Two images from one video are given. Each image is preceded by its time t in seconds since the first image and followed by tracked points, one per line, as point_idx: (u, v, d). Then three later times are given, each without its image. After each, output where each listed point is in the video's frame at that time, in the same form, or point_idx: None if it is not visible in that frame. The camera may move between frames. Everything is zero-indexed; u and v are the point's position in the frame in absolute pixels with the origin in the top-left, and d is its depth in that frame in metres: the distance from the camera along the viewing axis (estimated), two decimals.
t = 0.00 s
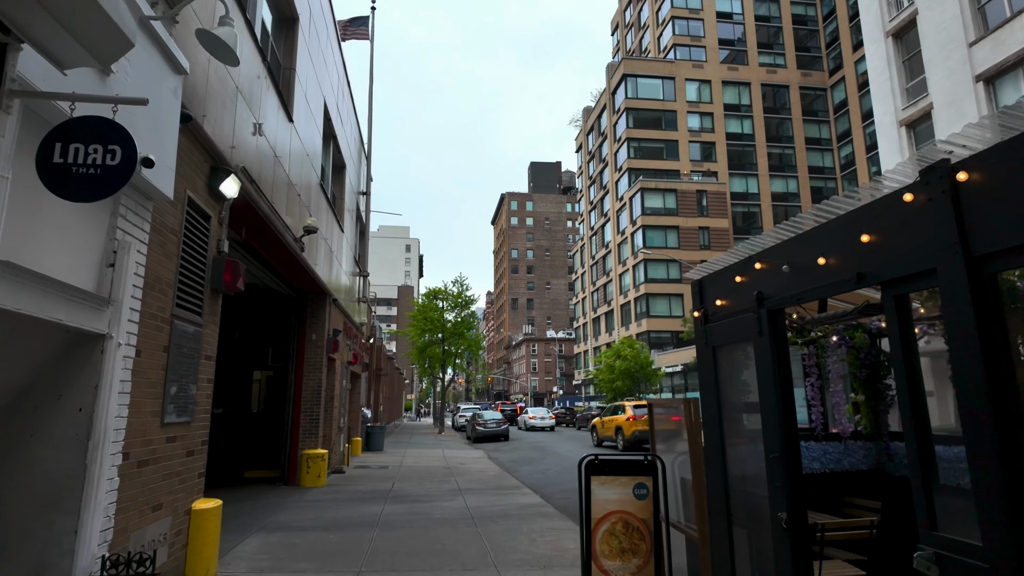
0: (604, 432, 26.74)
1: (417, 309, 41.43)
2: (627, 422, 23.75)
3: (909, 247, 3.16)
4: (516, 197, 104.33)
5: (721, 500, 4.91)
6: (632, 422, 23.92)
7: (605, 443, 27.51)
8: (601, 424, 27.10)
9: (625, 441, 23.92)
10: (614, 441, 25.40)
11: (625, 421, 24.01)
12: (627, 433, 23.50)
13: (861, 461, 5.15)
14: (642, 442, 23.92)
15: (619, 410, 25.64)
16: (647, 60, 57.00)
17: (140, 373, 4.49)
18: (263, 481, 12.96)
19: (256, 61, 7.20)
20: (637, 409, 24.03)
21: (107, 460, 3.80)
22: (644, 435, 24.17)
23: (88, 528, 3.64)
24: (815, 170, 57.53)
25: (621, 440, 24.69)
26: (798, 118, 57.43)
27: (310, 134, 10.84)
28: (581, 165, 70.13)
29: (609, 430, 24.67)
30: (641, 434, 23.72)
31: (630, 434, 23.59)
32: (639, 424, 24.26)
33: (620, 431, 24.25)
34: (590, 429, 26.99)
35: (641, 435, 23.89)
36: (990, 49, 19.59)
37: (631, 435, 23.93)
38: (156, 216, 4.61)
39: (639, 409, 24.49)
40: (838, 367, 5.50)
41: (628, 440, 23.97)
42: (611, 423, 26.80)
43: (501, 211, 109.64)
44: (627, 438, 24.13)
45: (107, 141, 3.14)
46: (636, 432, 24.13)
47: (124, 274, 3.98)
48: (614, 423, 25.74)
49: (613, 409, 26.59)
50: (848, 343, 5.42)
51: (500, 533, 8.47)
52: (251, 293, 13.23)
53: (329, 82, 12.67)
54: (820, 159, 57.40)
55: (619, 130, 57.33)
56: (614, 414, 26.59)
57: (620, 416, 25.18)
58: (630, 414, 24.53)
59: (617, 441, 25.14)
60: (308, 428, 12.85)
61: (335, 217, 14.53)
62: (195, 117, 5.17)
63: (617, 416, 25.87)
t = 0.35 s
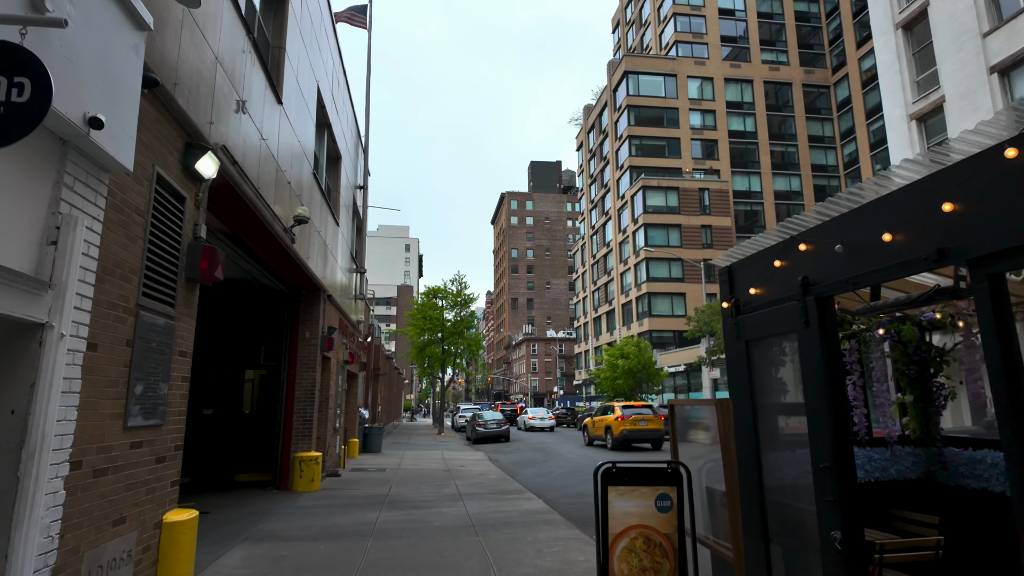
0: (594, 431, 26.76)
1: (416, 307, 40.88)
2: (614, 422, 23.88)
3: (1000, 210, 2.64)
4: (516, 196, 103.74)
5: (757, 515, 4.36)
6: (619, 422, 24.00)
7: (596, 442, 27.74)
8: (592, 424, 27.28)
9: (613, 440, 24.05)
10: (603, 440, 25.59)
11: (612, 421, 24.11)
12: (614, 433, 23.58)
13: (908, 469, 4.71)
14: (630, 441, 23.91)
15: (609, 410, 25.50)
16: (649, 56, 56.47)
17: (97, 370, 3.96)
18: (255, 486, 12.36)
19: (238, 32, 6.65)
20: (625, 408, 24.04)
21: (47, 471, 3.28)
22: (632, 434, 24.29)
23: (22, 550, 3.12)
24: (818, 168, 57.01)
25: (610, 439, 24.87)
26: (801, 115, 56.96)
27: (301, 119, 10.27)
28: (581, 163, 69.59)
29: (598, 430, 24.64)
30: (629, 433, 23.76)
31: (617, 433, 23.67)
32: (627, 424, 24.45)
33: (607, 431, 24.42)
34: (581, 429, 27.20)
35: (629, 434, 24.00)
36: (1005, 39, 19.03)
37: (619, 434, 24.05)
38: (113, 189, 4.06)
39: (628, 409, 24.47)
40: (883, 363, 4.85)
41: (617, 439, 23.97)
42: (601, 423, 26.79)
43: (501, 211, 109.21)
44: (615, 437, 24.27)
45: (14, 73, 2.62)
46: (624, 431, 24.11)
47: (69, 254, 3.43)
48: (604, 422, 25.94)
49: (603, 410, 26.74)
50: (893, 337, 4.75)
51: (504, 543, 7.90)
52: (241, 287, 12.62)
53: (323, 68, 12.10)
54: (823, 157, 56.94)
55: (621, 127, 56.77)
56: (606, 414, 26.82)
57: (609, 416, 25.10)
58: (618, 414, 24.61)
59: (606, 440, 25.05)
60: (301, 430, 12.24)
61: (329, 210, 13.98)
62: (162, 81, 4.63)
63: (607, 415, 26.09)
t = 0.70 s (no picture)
0: (586, 431, 27.92)
1: (415, 307, 40.31)
2: (605, 423, 24.90)
3: None
4: (516, 196, 103.14)
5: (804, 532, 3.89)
6: (610, 422, 25.08)
7: (588, 442, 28.73)
8: (585, 424, 28.35)
9: (604, 440, 25.20)
10: (595, 440, 26.81)
11: (603, 421, 25.26)
12: (604, 432, 24.72)
13: (973, 484, 4.10)
14: (621, 441, 24.97)
15: (600, 410, 26.55)
16: (651, 54, 55.85)
17: (42, 369, 3.46)
18: (245, 492, 11.77)
19: None
20: (616, 410, 25.15)
21: None
22: (622, 434, 25.39)
23: None
24: (822, 167, 56.51)
25: (602, 438, 26.05)
26: (804, 113, 56.48)
27: (293, 104, 9.68)
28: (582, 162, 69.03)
29: (590, 430, 25.64)
30: (620, 433, 24.81)
31: (608, 433, 24.77)
32: (618, 424, 25.62)
33: (600, 431, 25.45)
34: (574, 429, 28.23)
35: (619, 434, 25.15)
36: (1021, 30, 18.47)
37: (610, 434, 25.20)
38: (59, 157, 3.52)
39: (618, 410, 25.48)
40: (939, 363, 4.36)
41: (608, 439, 24.96)
42: (594, 423, 27.89)
43: (501, 211, 108.72)
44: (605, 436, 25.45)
45: None
46: (614, 431, 25.26)
47: None
48: (596, 423, 27.11)
49: (595, 410, 27.80)
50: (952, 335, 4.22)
51: (509, 556, 7.34)
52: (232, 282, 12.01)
53: (318, 53, 11.51)
54: (827, 156, 56.50)
55: (622, 125, 56.17)
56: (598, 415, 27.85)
57: (601, 416, 26.04)
58: (610, 415, 25.62)
59: (598, 440, 26.07)
60: (294, 433, 11.67)
61: (324, 203, 13.39)
62: (122, 40, 4.06)
63: (599, 416, 27.31)
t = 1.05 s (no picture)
0: (579, 430, 28.72)
1: (414, 305, 39.73)
2: (598, 422, 25.55)
3: None
4: (516, 194, 102.51)
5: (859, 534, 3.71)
6: (602, 421, 25.76)
7: (582, 440, 29.38)
8: (578, 423, 29.00)
9: (596, 439, 25.88)
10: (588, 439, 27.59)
11: (595, 420, 25.97)
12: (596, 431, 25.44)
13: None
14: (613, 440, 25.68)
15: (593, 410, 27.26)
16: (652, 50, 55.28)
17: None
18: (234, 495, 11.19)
19: None
20: (607, 410, 25.84)
21: None
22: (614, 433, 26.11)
23: None
24: (825, 164, 55.99)
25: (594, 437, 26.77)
26: (807, 110, 56.01)
27: (283, 83, 9.14)
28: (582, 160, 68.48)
29: (583, 430, 26.38)
30: (611, 432, 25.50)
31: (600, 432, 25.44)
32: (609, 423, 26.32)
33: (592, 430, 26.14)
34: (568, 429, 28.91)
35: (611, 433, 25.89)
36: None
37: (602, 433, 25.91)
38: None
39: (610, 410, 26.17)
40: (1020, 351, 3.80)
41: (600, 438, 25.64)
42: (586, 422, 28.69)
43: (501, 210, 108.18)
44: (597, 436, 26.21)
45: None
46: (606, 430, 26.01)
47: None
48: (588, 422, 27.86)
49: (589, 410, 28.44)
50: None
51: (515, 566, 6.80)
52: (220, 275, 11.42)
53: (309, 33, 10.95)
54: (829, 153, 56.03)
55: (623, 122, 55.61)
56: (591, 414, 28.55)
57: (594, 416, 26.68)
58: (602, 415, 26.30)
59: (591, 439, 26.76)
60: (285, 434, 11.10)
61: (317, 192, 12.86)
62: None
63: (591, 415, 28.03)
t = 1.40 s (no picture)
0: (575, 429, 29.38)
1: (414, 303, 39.21)
2: (592, 422, 26.14)
3: None
4: (516, 194, 102.00)
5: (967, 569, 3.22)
6: (596, 421, 26.38)
7: (577, 441, 29.98)
8: (574, 423, 29.57)
9: (591, 439, 26.41)
10: (583, 438, 28.27)
11: (590, 420, 26.56)
12: (591, 430, 26.00)
13: None
14: (607, 440, 26.20)
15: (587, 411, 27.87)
16: (654, 46, 54.71)
17: None
18: (224, 500, 10.65)
19: None
20: (602, 410, 26.44)
21: None
22: (608, 433, 26.66)
23: None
24: (829, 162, 55.41)
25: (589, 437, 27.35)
26: (810, 108, 55.48)
27: (273, 62, 8.61)
28: (583, 158, 67.94)
29: (578, 430, 27.03)
30: (606, 431, 26.05)
31: (594, 431, 26.03)
32: (603, 423, 26.86)
33: (587, 430, 26.71)
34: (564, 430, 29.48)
35: (605, 433, 26.41)
36: None
37: (596, 432, 26.49)
38: None
39: (604, 410, 26.71)
40: None
41: (595, 437, 26.16)
42: (582, 422, 29.33)
43: (501, 209, 107.77)
44: (592, 435, 26.96)
45: None
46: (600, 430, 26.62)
47: None
48: (583, 422, 28.52)
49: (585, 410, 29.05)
50: None
51: None
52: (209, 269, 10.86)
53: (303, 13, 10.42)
54: (833, 151, 55.50)
55: (625, 120, 55.06)
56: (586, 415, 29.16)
57: (588, 416, 27.31)
58: (596, 415, 26.88)
59: (585, 439, 27.37)
60: (278, 436, 10.54)
61: (312, 183, 12.32)
62: None
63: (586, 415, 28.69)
